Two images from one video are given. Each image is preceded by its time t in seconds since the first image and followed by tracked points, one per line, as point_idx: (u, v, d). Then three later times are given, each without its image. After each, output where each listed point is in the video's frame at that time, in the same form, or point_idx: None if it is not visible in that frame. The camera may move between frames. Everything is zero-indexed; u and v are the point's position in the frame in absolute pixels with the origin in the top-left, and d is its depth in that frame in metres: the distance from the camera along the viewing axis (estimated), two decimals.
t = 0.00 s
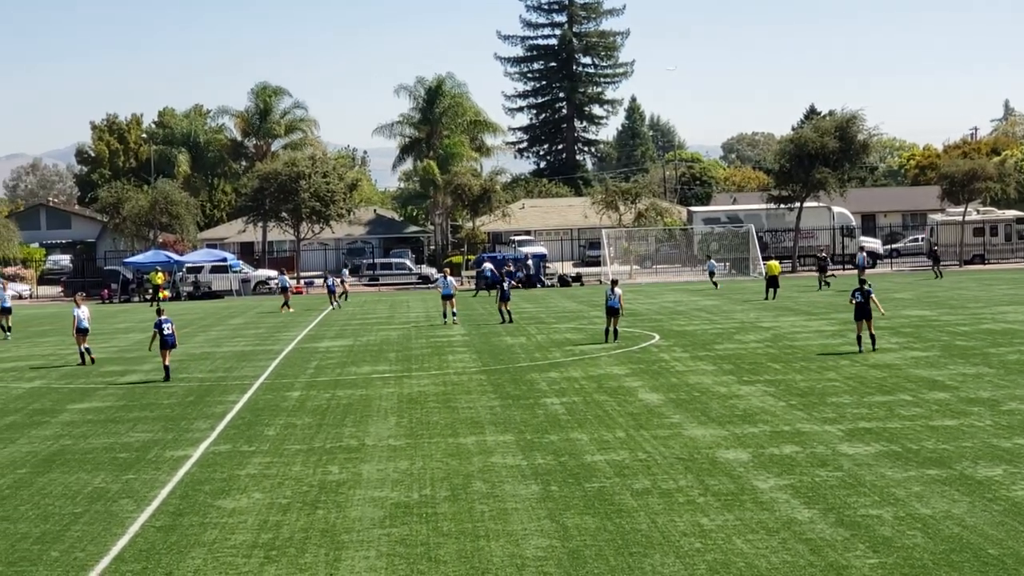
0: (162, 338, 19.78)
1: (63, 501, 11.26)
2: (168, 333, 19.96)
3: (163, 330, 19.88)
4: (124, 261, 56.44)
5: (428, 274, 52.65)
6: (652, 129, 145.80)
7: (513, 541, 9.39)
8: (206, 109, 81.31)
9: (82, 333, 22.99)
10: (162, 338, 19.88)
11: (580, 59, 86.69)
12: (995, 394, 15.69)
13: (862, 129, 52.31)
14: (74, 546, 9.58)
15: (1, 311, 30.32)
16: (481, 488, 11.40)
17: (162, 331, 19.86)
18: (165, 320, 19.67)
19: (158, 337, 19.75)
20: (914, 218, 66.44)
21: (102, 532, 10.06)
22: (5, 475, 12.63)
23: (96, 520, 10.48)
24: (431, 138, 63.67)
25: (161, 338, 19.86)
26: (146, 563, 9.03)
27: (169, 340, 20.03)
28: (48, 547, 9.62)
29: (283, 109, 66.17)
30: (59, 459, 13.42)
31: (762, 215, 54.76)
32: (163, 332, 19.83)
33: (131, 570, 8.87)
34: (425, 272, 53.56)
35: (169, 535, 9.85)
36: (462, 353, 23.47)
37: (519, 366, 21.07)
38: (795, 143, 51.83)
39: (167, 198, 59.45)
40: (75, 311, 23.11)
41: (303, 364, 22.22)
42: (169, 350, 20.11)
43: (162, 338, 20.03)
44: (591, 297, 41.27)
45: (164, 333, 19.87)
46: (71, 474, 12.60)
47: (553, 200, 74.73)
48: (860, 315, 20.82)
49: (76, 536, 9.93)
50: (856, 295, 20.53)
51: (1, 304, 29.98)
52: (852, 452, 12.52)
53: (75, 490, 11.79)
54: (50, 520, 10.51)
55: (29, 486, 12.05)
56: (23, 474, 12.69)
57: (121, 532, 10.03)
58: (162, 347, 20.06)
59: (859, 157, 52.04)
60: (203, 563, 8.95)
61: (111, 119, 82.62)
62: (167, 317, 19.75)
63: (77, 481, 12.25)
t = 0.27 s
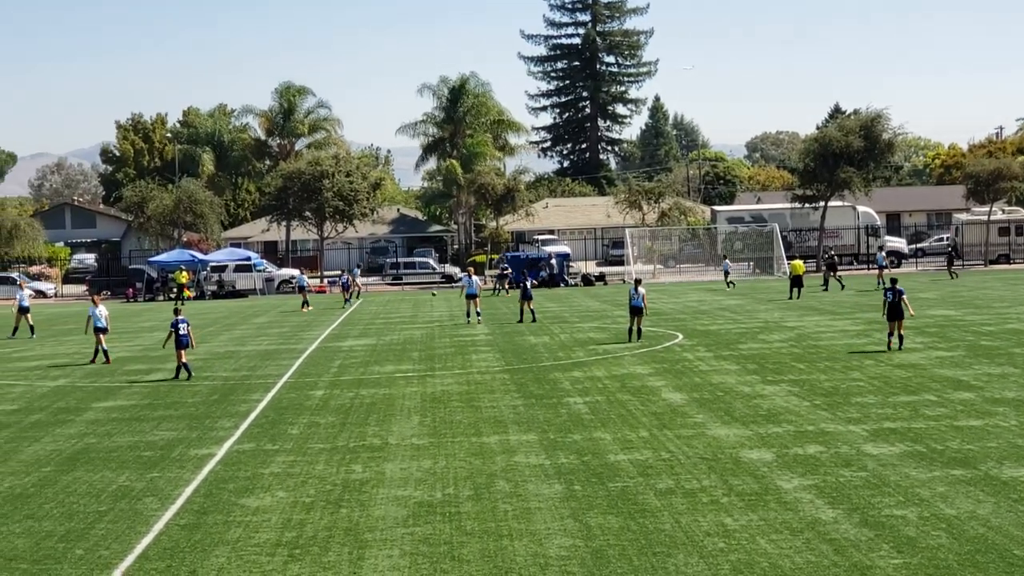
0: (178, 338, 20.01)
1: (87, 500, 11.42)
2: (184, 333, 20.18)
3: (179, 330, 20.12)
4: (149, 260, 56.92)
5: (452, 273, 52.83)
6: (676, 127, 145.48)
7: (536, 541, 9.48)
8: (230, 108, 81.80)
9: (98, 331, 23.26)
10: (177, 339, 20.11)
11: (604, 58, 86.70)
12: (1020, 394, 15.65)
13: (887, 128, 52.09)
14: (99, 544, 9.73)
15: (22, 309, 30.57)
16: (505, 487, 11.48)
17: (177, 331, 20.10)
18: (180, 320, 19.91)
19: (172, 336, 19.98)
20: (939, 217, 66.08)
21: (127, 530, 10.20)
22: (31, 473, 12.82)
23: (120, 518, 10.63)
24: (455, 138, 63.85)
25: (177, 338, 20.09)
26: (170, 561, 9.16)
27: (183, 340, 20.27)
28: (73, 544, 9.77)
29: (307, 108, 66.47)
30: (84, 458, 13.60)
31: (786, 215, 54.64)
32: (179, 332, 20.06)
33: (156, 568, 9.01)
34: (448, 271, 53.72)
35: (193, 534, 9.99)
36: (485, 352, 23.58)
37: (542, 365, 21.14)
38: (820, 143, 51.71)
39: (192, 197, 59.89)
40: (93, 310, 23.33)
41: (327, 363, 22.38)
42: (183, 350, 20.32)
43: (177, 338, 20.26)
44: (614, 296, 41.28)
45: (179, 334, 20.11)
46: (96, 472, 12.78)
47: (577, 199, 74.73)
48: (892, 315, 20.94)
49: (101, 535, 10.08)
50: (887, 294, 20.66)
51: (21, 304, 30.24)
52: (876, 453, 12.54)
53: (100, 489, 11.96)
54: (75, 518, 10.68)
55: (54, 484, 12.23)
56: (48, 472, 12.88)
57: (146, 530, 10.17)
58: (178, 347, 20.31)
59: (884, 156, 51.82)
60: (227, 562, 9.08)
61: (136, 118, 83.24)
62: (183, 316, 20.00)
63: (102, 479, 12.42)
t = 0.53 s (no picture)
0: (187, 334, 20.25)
1: (105, 498, 11.56)
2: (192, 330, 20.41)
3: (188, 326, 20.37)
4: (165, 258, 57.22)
5: (468, 272, 52.97)
6: (692, 127, 145.29)
7: (552, 540, 9.56)
8: (247, 107, 82.18)
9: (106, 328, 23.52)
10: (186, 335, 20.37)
11: (620, 57, 86.70)
12: None
13: (904, 128, 51.94)
14: (116, 543, 9.85)
15: (31, 308, 30.77)
16: (520, 486, 11.57)
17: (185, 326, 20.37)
18: (189, 318, 20.16)
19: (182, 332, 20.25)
20: (957, 217, 65.86)
21: (143, 529, 10.32)
22: (48, 472, 12.96)
23: (137, 517, 10.76)
24: (472, 137, 63.98)
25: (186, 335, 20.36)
26: (186, 560, 9.27)
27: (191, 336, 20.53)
28: (89, 542, 9.90)
29: (323, 107, 66.68)
30: (101, 456, 13.75)
31: (803, 215, 54.62)
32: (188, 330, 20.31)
33: (172, 566, 9.12)
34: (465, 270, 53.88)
35: (209, 532, 10.09)
36: (501, 351, 23.68)
37: (558, 364, 21.22)
38: (837, 143, 51.62)
39: (208, 195, 60.16)
40: (102, 309, 23.56)
41: (344, 362, 22.49)
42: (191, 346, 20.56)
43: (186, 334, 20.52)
44: (630, 295, 41.30)
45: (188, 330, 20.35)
46: (113, 471, 12.92)
47: (593, 198, 74.76)
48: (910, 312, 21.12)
49: (117, 533, 10.20)
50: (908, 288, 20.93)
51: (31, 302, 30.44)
52: (893, 453, 12.57)
53: (117, 487, 12.09)
54: (92, 517, 10.80)
55: (71, 482, 12.37)
56: (65, 470, 13.02)
57: (162, 529, 10.29)
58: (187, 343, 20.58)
59: (901, 156, 51.66)
60: (244, 561, 9.18)
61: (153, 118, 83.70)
62: (193, 314, 20.24)
63: (118, 477, 12.57)
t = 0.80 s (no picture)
0: (191, 333, 20.42)
1: (117, 496, 11.66)
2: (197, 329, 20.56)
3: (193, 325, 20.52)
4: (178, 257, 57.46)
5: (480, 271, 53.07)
6: (705, 126, 145.08)
7: (564, 540, 9.60)
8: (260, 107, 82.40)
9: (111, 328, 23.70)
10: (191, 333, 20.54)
11: (633, 56, 86.69)
12: None
13: (917, 127, 51.74)
14: (128, 541, 9.92)
15: (37, 307, 30.97)
16: (532, 485, 11.61)
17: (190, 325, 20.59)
18: (194, 317, 20.27)
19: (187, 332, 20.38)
20: (970, 216, 65.68)
21: (156, 527, 10.41)
22: (61, 469, 13.06)
23: (149, 515, 10.84)
24: (484, 135, 64.02)
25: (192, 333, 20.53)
26: (198, 558, 9.35)
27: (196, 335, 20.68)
28: (102, 540, 9.97)
29: (336, 106, 66.84)
30: (114, 454, 13.85)
31: (816, 214, 54.67)
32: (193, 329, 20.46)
33: (185, 564, 9.19)
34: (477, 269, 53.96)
35: (221, 531, 10.17)
36: (513, 350, 23.73)
37: (570, 363, 21.26)
38: (850, 141, 51.25)
39: (221, 194, 60.36)
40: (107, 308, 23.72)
41: (356, 361, 22.57)
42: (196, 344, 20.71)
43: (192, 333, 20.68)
44: (642, 295, 41.29)
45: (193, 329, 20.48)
46: (125, 469, 13.01)
47: (605, 197, 74.73)
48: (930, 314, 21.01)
49: (129, 531, 10.29)
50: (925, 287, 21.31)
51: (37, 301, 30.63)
52: (906, 453, 12.57)
53: (129, 485, 12.18)
54: (104, 514, 10.88)
55: (83, 481, 12.46)
56: (77, 468, 13.12)
57: (173, 527, 10.37)
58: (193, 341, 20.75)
59: (914, 155, 51.47)
60: (255, 559, 9.24)
61: (167, 116, 84.05)
62: (198, 313, 20.35)
63: (131, 475, 12.66)
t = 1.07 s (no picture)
0: (193, 331, 20.46)
1: (125, 495, 11.73)
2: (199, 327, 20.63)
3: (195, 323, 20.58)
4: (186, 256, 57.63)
5: (489, 270, 53.17)
6: (713, 125, 144.96)
7: (572, 539, 9.64)
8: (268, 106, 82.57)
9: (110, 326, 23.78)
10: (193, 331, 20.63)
11: (641, 55, 86.72)
12: None
13: (926, 126, 51.65)
14: (136, 540, 9.99)
15: (37, 306, 31.13)
16: (540, 485, 11.65)
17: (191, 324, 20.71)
18: (195, 315, 20.32)
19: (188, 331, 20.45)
20: (978, 215, 65.58)
21: (164, 526, 10.47)
22: (69, 468, 13.13)
23: (157, 514, 10.90)
24: (492, 135, 64.06)
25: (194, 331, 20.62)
26: (206, 557, 9.41)
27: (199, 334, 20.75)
28: (110, 540, 10.04)
29: (344, 105, 66.96)
30: (122, 453, 13.93)
31: (824, 213, 54.80)
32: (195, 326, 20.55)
33: (193, 563, 9.24)
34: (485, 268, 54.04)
35: (229, 529, 10.23)
36: (521, 349, 23.76)
37: (578, 362, 21.28)
38: (858, 140, 51.28)
39: (229, 193, 60.50)
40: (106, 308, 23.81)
41: (363, 360, 22.63)
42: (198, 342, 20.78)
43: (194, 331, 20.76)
44: (651, 294, 41.28)
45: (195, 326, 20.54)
46: (134, 468, 13.08)
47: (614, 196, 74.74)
48: (943, 311, 20.97)
49: (138, 530, 10.35)
50: (934, 288, 21.43)
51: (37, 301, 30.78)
52: (914, 452, 12.56)
53: (137, 484, 12.25)
54: (112, 514, 10.95)
55: (91, 479, 12.54)
56: (86, 467, 13.19)
57: (182, 525, 10.43)
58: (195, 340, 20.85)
59: (923, 154, 51.38)
60: (264, 558, 9.30)
61: (175, 116, 84.24)
62: (200, 311, 20.39)
63: (140, 474, 12.73)
